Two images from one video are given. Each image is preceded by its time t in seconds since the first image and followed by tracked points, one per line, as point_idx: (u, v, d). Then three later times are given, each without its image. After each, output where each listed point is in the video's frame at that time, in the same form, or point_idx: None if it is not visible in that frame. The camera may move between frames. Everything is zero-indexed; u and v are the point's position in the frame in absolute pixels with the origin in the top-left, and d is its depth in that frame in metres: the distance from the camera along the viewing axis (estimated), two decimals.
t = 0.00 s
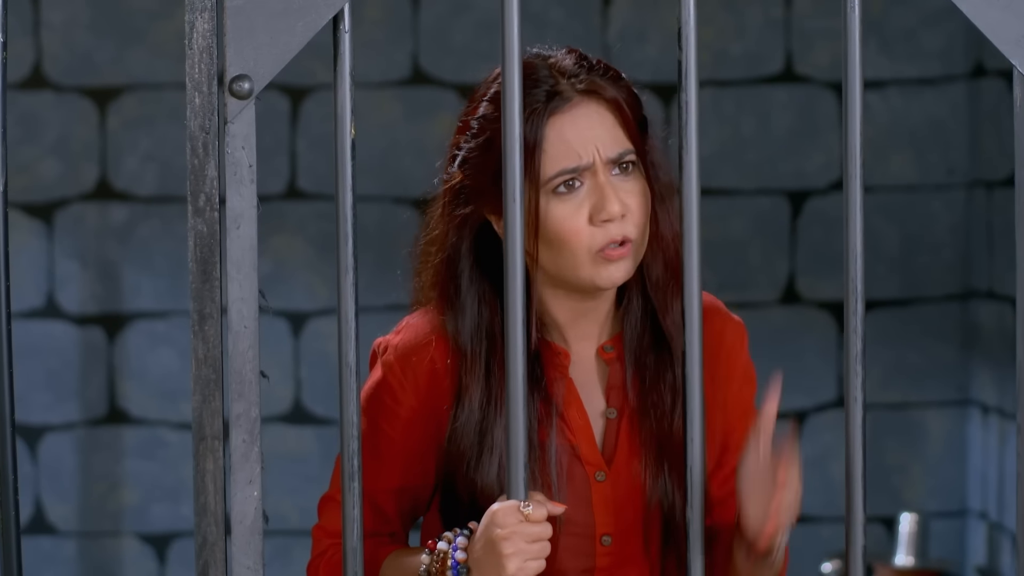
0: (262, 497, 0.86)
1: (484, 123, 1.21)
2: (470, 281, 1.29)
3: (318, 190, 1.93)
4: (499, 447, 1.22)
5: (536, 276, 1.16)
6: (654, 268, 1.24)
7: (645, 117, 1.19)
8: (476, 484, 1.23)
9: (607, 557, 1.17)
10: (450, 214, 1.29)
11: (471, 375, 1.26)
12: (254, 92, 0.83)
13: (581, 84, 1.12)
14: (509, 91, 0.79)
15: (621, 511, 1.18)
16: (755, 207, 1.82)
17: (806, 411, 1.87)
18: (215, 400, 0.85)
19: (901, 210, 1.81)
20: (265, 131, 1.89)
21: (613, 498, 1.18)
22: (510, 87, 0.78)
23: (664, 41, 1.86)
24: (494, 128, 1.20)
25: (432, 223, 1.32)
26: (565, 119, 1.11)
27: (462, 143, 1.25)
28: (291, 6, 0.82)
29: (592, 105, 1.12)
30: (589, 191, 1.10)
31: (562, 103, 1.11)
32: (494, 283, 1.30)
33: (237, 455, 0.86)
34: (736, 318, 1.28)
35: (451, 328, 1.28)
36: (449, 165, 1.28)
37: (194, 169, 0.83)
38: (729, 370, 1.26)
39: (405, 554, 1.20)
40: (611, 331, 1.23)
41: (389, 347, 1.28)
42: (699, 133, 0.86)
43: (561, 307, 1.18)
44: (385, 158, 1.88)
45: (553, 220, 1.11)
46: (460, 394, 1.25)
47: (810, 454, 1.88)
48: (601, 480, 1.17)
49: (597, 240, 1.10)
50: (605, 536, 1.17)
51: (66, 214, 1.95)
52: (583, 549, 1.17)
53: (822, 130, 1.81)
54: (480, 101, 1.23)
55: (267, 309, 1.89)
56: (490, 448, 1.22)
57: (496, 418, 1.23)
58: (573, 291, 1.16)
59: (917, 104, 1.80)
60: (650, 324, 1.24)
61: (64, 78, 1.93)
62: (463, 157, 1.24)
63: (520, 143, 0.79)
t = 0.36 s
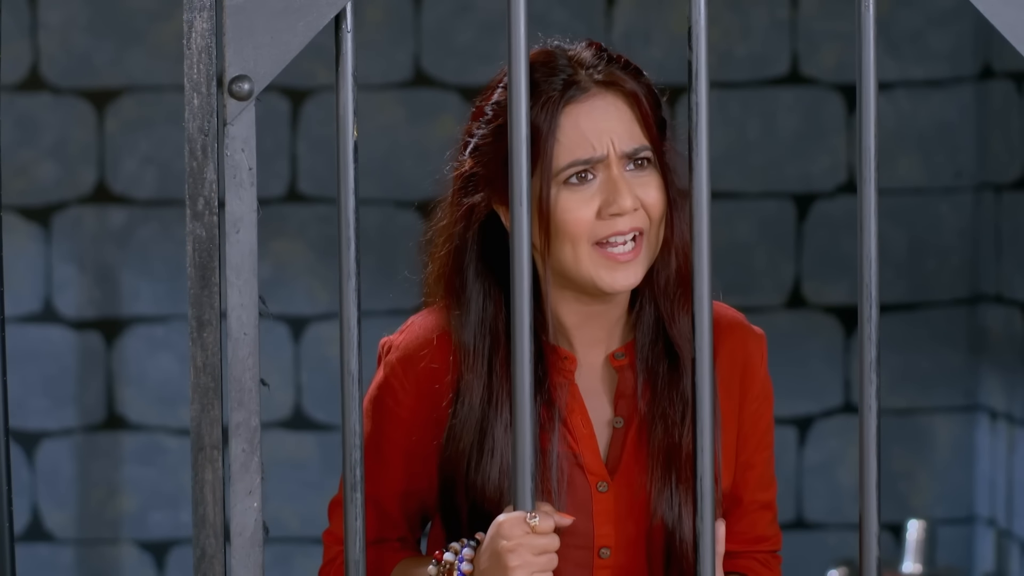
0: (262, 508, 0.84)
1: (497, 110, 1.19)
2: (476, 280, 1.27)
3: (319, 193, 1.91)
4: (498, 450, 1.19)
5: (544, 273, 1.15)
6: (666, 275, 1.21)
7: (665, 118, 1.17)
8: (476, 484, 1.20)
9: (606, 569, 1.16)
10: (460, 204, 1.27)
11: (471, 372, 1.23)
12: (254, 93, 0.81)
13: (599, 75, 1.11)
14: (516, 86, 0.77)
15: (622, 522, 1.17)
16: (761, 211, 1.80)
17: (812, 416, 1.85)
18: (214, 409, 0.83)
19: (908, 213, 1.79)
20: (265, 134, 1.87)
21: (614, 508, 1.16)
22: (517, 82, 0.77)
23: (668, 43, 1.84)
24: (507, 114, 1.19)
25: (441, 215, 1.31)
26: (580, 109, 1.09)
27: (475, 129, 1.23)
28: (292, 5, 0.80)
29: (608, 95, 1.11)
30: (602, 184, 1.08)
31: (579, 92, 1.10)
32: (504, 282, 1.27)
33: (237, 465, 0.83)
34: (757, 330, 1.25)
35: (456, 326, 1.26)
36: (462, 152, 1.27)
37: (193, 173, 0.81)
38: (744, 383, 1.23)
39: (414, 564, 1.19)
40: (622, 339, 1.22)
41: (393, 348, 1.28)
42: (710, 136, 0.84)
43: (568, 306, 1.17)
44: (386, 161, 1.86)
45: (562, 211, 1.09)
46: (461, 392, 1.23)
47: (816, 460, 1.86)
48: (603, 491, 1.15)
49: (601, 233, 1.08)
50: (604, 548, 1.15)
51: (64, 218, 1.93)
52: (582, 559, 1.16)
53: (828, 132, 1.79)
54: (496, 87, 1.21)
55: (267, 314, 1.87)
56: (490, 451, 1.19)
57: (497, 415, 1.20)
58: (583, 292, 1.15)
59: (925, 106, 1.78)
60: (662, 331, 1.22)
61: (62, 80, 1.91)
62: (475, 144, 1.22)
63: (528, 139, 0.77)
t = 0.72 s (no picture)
0: (260, 521, 0.82)
1: (501, 105, 1.17)
2: (475, 285, 1.24)
3: (318, 197, 1.89)
4: (495, 460, 1.16)
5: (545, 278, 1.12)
6: (667, 280, 1.20)
7: (670, 121, 1.16)
8: (474, 493, 1.18)
9: None
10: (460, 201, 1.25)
11: (468, 379, 1.21)
12: (252, 95, 0.79)
13: (605, 73, 1.10)
14: (519, 84, 0.75)
15: (622, 534, 1.15)
16: (764, 215, 1.78)
17: (816, 423, 1.83)
18: (210, 419, 0.81)
19: (912, 218, 1.77)
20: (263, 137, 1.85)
21: (614, 522, 1.14)
22: (521, 82, 0.75)
23: (671, 45, 1.82)
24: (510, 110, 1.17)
25: (441, 217, 1.29)
26: (586, 107, 1.08)
27: (477, 126, 1.21)
28: (291, 5, 0.78)
29: (613, 93, 1.09)
30: (606, 184, 1.07)
31: (584, 89, 1.09)
32: (503, 287, 1.25)
33: (234, 478, 0.81)
34: (762, 335, 1.23)
35: (453, 332, 1.24)
36: (463, 150, 1.25)
37: (189, 177, 0.79)
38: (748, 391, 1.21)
39: None
40: (622, 348, 1.20)
41: (389, 357, 1.26)
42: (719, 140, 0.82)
43: (568, 310, 1.15)
44: (386, 165, 1.84)
45: (564, 212, 1.07)
46: (457, 401, 1.20)
47: (820, 467, 1.84)
48: (602, 504, 1.13)
49: (605, 235, 1.06)
50: (603, 563, 1.13)
51: (60, 222, 1.91)
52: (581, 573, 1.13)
53: (833, 136, 1.78)
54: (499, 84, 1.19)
55: (265, 321, 1.85)
56: (487, 461, 1.17)
57: (494, 424, 1.18)
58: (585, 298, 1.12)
59: (930, 110, 1.76)
60: (663, 339, 1.20)
61: (57, 83, 1.89)
62: (476, 141, 1.20)
63: (532, 140, 0.76)
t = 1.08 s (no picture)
0: (257, 534, 0.80)
1: (507, 98, 1.15)
2: (476, 285, 1.22)
3: (315, 200, 1.86)
4: (494, 463, 1.14)
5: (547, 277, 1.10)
6: (673, 285, 1.19)
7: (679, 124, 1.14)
8: (473, 497, 1.15)
9: None
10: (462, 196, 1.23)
11: (468, 381, 1.19)
12: (249, 96, 0.77)
13: (614, 70, 1.08)
14: (523, 79, 0.73)
15: (626, 539, 1.13)
16: (767, 219, 1.76)
17: (819, 429, 1.80)
18: (205, 429, 0.78)
19: (916, 221, 1.75)
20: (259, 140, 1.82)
21: (618, 526, 1.12)
22: (525, 79, 0.73)
23: (672, 47, 1.80)
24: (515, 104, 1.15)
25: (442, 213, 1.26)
26: (594, 104, 1.06)
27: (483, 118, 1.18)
28: (288, 2, 0.76)
29: (621, 91, 1.08)
30: (611, 185, 1.05)
31: (592, 84, 1.07)
32: (505, 286, 1.23)
33: (230, 488, 0.79)
34: (772, 334, 1.24)
35: (453, 332, 1.22)
36: (467, 143, 1.23)
37: (184, 180, 0.77)
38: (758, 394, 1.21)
39: None
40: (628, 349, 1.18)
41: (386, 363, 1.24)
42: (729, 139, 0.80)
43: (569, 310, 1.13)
44: (384, 168, 1.81)
45: (566, 211, 1.05)
46: (456, 403, 1.18)
47: (823, 473, 1.82)
48: (606, 508, 1.11)
49: (609, 236, 1.04)
50: (608, 568, 1.11)
51: (54, 225, 1.88)
52: None
53: (836, 137, 1.76)
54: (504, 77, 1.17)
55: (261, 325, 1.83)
56: (487, 465, 1.14)
57: (495, 426, 1.16)
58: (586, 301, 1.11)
59: (934, 111, 1.74)
60: (670, 343, 1.18)
61: (51, 84, 1.87)
62: (481, 135, 1.18)
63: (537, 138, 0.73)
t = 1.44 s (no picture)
0: (251, 547, 0.77)
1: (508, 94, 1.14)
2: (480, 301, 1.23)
3: (310, 204, 1.84)
4: (496, 488, 1.12)
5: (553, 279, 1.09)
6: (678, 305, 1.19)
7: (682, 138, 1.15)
8: (476, 518, 1.14)
9: None
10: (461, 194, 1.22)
11: (471, 403, 1.17)
12: (243, 96, 0.74)
13: (614, 64, 1.09)
14: (524, 86, 0.71)
15: (634, 565, 1.10)
16: (767, 222, 1.75)
17: (819, 436, 1.79)
18: (197, 438, 0.76)
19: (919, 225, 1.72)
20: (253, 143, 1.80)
21: (626, 553, 1.10)
22: (526, 86, 0.71)
23: (672, 48, 1.78)
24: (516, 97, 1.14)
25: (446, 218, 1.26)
26: (594, 94, 1.06)
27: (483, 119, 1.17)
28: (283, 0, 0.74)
29: (621, 83, 1.08)
30: (612, 174, 1.04)
31: (590, 77, 1.08)
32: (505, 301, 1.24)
33: (222, 501, 0.76)
34: (779, 353, 1.23)
35: (457, 352, 1.22)
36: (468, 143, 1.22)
37: (176, 183, 0.75)
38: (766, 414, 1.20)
39: None
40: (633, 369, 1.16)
41: (386, 390, 1.23)
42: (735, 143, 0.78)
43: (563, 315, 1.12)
44: (380, 170, 1.79)
45: (569, 203, 1.04)
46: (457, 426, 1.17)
47: (824, 480, 1.80)
48: (614, 533, 1.09)
49: (613, 228, 1.03)
50: None
51: (45, 229, 1.85)
52: None
53: (837, 140, 1.74)
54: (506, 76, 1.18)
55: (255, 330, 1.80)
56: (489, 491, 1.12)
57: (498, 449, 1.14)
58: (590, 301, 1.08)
59: (937, 114, 1.73)
60: (682, 363, 1.18)
61: (43, 86, 1.85)
62: (481, 132, 1.17)
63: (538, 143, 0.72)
